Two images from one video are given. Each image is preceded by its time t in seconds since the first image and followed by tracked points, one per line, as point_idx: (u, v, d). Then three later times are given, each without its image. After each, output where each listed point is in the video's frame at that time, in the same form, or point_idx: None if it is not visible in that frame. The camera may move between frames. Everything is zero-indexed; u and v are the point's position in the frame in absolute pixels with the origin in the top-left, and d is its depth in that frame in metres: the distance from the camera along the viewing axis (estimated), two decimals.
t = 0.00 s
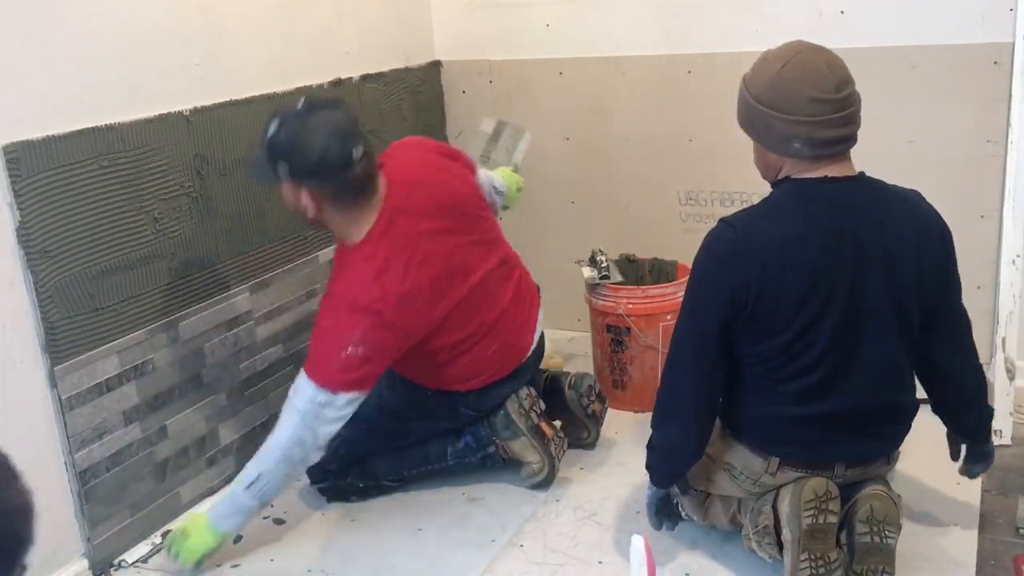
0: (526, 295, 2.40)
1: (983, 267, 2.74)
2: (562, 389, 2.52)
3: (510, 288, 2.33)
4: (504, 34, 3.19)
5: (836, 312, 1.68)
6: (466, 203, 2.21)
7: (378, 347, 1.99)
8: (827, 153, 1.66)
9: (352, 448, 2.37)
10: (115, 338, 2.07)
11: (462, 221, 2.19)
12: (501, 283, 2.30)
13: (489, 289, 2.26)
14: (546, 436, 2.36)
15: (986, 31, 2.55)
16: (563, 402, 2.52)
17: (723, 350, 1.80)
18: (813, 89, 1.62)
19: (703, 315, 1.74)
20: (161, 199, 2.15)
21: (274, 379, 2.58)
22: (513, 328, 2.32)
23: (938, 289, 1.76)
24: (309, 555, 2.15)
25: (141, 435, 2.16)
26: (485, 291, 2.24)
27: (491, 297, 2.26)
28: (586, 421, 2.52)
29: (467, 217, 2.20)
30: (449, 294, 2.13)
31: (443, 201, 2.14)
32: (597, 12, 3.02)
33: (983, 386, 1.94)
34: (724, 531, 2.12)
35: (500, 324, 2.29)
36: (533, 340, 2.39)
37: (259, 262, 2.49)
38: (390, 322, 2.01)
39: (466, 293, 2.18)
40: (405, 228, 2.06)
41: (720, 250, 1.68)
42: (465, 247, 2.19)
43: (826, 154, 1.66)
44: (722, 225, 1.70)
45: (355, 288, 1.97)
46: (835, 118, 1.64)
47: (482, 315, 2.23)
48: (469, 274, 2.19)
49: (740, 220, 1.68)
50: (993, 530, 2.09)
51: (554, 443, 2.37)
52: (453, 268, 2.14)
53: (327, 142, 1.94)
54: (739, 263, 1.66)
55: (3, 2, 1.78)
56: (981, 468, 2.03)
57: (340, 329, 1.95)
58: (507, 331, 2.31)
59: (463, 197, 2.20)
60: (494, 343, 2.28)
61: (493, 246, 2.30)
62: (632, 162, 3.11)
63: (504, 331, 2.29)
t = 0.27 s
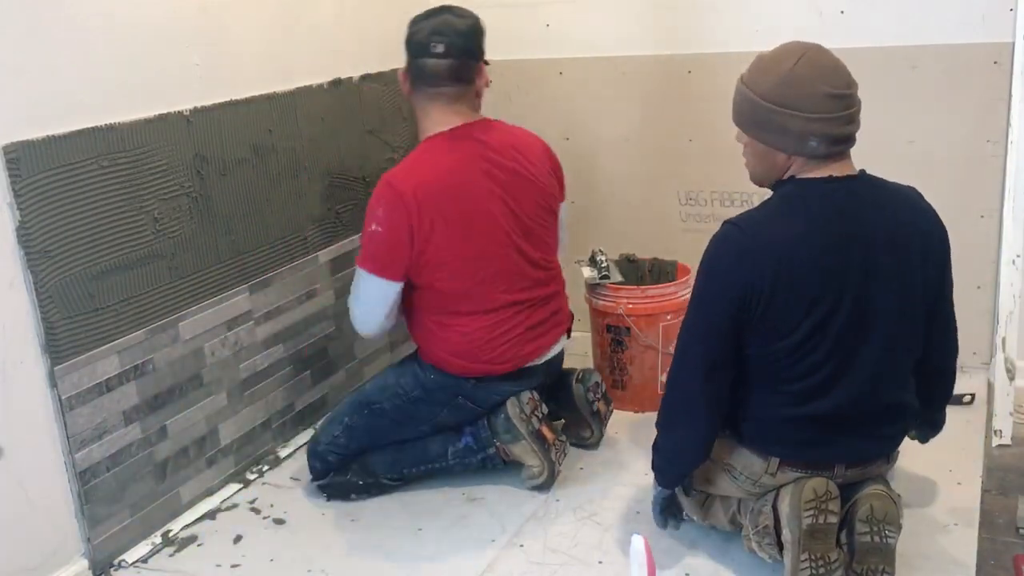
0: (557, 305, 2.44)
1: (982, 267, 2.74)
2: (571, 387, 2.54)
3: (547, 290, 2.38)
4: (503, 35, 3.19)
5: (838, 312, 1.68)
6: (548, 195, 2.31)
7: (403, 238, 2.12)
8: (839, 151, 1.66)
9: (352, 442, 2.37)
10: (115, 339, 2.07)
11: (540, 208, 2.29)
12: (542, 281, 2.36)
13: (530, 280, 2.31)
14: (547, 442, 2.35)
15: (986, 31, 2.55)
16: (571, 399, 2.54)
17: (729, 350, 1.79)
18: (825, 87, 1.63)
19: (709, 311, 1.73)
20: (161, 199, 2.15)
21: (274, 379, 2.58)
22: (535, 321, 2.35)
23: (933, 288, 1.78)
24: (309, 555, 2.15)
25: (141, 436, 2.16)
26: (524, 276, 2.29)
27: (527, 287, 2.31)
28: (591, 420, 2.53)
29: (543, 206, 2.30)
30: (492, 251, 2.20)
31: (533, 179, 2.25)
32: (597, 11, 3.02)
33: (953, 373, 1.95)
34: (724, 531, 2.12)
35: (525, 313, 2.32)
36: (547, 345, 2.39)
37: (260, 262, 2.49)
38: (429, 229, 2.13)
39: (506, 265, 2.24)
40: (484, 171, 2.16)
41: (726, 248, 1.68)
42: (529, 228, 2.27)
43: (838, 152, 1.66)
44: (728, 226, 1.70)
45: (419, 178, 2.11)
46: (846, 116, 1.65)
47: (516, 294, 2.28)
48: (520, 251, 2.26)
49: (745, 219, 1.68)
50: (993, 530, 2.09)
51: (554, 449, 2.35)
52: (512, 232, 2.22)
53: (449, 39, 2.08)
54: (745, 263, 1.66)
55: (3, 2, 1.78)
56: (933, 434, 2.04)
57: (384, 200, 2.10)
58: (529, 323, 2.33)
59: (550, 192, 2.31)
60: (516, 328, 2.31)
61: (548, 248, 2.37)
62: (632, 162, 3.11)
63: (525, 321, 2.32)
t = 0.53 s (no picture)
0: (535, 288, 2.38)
1: (982, 267, 2.74)
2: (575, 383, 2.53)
3: (522, 269, 2.34)
4: (504, 35, 3.19)
5: (838, 314, 1.68)
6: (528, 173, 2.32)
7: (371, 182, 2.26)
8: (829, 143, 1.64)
9: (345, 435, 2.37)
10: (115, 339, 2.07)
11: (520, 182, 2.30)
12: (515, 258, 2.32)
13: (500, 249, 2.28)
14: (539, 443, 2.31)
15: (986, 31, 2.55)
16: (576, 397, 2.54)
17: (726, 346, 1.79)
18: (814, 77, 1.62)
19: (707, 309, 1.73)
20: (161, 199, 2.15)
21: (273, 379, 2.58)
22: (501, 288, 2.29)
23: (934, 291, 1.77)
24: (309, 555, 2.15)
25: (141, 436, 2.16)
26: (491, 244, 2.26)
27: (496, 257, 2.27)
28: (594, 420, 2.53)
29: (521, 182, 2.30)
30: (456, 208, 2.22)
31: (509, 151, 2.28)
32: (597, 11, 3.02)
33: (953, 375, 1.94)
34: (724, 531, 2.12)
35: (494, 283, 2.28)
36: (514, 321, 2.30)
37: (260, 262, 2.49)
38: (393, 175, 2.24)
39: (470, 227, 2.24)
40: (455, 130, 2.25)
41: (723, 245, 1.68)
42: (504, 198, 2.27)
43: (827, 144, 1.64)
44: (727, 222, 1.70)
45: (388, 131, 2.32)
46: (840, 108, 1.62)
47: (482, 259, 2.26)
48: (489, 216, 2.25)
49: (745, 215, 1.68)
50: (993, 530, 2.09)
51: (546, 450, 2.32)
52: (482, 196, 2.24)
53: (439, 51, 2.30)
54: (745, 259, 1.66)
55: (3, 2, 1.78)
56: (931, 443, 2.04)
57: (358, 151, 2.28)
58: (495, 293, 2.28)
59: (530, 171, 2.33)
60: (483, 299, 2.26)
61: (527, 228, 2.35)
62: (632, 162, 3.11)
63: (492, 290, 2.27)
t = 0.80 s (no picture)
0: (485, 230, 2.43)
1: (982, 267, 2.74)
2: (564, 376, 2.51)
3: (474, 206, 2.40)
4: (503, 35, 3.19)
5: (834, 309, 1.70)
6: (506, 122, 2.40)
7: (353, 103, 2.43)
8: (854, 133, 1.68)
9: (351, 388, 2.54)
10: (115, 339, 2.07)
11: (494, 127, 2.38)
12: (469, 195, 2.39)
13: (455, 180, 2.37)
14: (502, 455, 2.28)
15: (985, 31, 2.55)
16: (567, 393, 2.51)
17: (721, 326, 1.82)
18: (846, 66, 1.69)
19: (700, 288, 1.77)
20: (161, 199, 2.15)
21: (273, 379, 2.58)
22: (451, 213, 2.37)
23: (940, 299, 1.75)
24: (309, 555, 2.15)
25: (141, 436, 2.16)
26: (446, 171, 2.36)
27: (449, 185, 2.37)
28: (588, 412, 2.52)
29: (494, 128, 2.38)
30: (421, 131, 2.34)
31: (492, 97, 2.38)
32: (596, 11, 3.02)
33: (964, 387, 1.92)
34: (724, 531, 2.12)
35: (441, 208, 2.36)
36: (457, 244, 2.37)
37: (260, 262, 2.49)
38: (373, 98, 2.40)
39: (429, 150, 2.35)
40: (441, 65, 2.38)
41: (724, 222, 1.72)
42: (473, 136, 2.36)
43: (851, 134, 1.68)
44: (731, 200, 1.74)
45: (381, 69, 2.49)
46: (868, 101, 1.68)
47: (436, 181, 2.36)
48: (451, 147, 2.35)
49: (749, 196, 1.72)
50: (993, 530, 2.09)
51: (510, 460, 2.28)
52: (450, 127, 2.35)
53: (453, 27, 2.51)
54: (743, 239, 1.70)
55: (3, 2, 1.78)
56: (956, 495, 1.98)
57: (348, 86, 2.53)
58: (439, 214, 2.36)
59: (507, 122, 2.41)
60: (426, 221, 2.35)
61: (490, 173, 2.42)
62: (632, 162, 3.11)
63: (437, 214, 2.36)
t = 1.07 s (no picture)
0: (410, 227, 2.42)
1: (982, 267, 2.74)
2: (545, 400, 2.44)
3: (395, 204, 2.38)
4: (503, 34, 3.19)
5: (838, 306, 1.70)
6: (424, 113, 2.32)
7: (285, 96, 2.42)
8: (855, 132, 1.69)
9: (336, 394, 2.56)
10: (115, 339, 2.07)
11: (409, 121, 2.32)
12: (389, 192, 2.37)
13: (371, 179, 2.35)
14: (464, 460, 2.22)
15: (985, 31, 2.55)
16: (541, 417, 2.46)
17: (725, 322, 1.82)
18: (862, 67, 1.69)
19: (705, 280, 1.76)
20: (161, 199, 2.15)
21: (273, 379, 2.58)
22: (382, 211, 2.38)
23: (942, 297, 1.76)
24: (309, 555, 2.15)
25: (141, 436, 2.16)
26: (362, 166, 2.34)
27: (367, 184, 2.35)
28: (569, 435, 2.45)
29: (410, 122, 2.32)
30: (337, 131, 2.33)
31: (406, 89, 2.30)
32: (596, 11, 3.02)
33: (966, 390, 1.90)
34: (725, 531, 2.12)
35: (360, 209, 2.37)
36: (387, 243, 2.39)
37: (260, 261, 2.49)
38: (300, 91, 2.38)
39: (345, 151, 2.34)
40: (359, 59, 2.31)
41: (730, 215, 1.71)
42: (386, 133, 2.32)
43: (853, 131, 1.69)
44: (740, 190, 1.73)
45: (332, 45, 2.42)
46: (876, 102, 1.68)
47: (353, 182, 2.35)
48: (368, 146, 2.32)
49: (757, 189, 1.71)
50: (993, 530, 2.09)
51: (470, 466, 2.21)
52: (381, 119, 2.31)
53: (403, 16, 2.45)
54: (746, 233, 1.70)
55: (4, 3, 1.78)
56: (939, 476, 1.99)
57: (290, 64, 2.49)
58: (359, 215, 2.37)
59: (425, 114, 2.32)
60: (350, 219, 2.38)
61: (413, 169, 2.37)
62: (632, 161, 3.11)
63: (357, 217, 2.38)
